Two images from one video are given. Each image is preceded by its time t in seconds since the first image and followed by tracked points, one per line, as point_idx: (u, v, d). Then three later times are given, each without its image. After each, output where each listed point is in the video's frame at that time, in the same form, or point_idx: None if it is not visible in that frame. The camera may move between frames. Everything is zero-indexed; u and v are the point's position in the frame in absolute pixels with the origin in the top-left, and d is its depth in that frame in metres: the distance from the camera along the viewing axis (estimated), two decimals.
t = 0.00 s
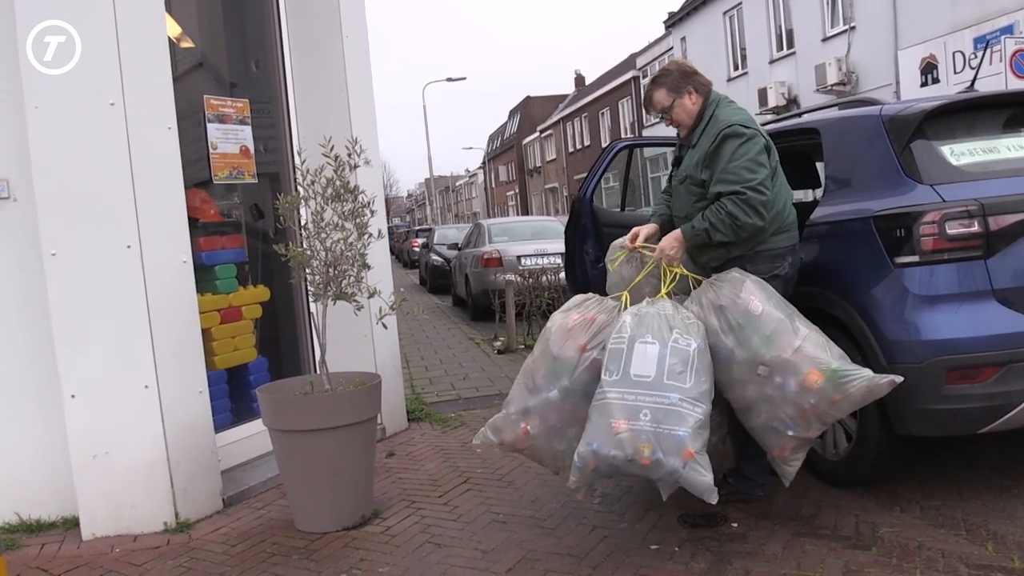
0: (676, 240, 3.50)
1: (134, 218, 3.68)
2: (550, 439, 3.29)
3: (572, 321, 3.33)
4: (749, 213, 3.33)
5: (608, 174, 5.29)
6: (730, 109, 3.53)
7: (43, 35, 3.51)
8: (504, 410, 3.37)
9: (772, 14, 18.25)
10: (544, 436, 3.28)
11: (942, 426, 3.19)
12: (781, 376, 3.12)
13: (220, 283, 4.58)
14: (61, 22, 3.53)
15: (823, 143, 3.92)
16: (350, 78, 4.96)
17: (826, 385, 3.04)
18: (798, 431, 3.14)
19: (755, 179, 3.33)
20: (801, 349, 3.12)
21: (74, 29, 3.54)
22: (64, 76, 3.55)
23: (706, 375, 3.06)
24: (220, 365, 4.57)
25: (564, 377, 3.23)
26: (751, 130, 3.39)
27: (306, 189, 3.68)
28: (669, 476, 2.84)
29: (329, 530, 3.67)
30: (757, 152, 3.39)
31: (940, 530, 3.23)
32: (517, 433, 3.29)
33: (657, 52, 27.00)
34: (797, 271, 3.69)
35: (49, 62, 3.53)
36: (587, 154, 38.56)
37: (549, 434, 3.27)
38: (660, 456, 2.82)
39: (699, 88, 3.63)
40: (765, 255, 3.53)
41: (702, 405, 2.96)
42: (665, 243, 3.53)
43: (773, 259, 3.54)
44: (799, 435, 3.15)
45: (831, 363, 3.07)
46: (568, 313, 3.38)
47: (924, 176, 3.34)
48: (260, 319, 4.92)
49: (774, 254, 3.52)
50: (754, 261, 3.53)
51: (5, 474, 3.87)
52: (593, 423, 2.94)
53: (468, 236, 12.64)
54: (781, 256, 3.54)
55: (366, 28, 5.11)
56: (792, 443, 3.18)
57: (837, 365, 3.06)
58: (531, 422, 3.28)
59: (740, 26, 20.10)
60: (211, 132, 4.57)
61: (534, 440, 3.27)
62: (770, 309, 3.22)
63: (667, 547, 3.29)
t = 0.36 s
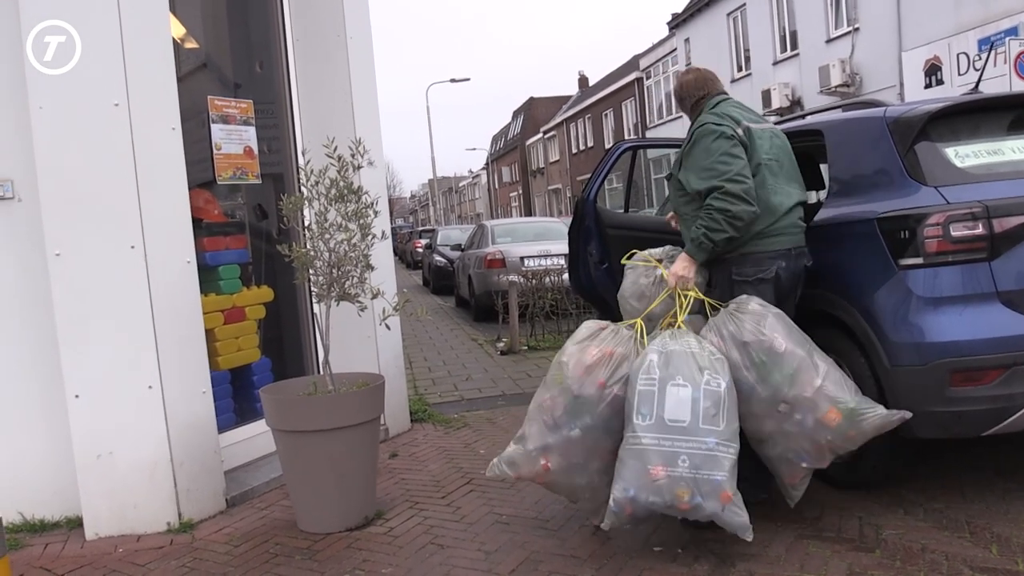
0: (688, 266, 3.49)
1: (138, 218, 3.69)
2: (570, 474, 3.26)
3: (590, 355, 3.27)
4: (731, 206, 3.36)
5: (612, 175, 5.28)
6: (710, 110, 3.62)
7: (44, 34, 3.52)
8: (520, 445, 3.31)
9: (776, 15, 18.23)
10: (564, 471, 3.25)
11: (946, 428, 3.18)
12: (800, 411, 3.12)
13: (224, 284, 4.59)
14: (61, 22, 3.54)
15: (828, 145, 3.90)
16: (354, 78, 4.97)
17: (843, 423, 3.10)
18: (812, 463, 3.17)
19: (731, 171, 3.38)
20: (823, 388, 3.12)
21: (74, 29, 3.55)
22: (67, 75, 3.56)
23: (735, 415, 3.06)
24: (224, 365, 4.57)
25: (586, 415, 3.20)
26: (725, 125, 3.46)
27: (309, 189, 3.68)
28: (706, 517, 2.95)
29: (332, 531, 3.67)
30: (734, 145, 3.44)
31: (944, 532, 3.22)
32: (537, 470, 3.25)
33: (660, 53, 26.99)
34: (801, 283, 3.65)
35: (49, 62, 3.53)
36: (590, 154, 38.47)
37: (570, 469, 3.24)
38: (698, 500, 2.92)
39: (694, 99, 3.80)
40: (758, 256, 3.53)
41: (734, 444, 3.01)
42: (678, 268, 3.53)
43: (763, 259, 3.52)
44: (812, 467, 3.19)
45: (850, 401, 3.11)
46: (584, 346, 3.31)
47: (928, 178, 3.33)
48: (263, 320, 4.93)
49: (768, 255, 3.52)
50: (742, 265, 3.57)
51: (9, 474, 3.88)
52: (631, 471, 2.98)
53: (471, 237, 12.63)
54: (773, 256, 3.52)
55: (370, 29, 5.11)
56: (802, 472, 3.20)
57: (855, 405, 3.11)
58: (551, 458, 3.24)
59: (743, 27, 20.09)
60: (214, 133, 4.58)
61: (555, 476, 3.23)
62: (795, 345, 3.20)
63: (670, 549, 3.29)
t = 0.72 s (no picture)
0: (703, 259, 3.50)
1: (145, 218, 3.70)
2: (590, 465, 3.22)
3: (605, 345, 3.30)
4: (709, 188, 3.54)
5: (618, 176, 5.24)
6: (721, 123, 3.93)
7: (46, 34, 3.54)
8: (538, 439, 3.28)
9: (782, 16, 18.19)
10: (585, 463, 3.22)
11: (953, 430, 3.17)
12: (809, 400, 3.13)
13: (230, 284, 4.60)
14: (63, 22, 3.55)
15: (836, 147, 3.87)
16: (360, 79, 4.98)
17: (851, 414, 3.11)
18: (820, 455, 3.17)
19: (711, 159, 3.61)
20: (831, 378, 3.14)
21: (77, 29, 3.55)
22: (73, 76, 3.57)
23: (746, 394, 3.05)
24: (230, 366, 4.58)
25: (603, 402, 3.20)
26: (717, 125, 3.74)
27: (315, 190, 3.68)
28: (716, 490, 2.84)
29: (337, 531, 3.67)
30: (718, 140, 3.68)
31: (951, 535, 3.21)
32: (555, 462, 3.22)
33: (666, 54, 26.95)
34: (812, 282, 3.61)
35: (52, 64, 3.55)
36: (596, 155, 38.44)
37: (590, 460, 3.22)
38: (709, 470, 2.82)
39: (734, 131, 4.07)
40: (749, 248, 3.61)
41: (745, 421, 2.98)
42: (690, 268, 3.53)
43: (753, 254, 3.60)
44: (819, 459, 3.18)
45: (857, 392, 3.13)
46: (598, 337, 3.34)
47: (936, 180, 3.31)
48: (269, 320, 4.94)
49: (759, 247, 3.58)
50: (737, 260, 3.67)
51: (15, 474, 3.89)
52: (642, 437, 2.91)
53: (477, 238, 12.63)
54: (764, 250, 3.57)
55: (376, 30, 5.12)
56: (810, 465, 3.20)
57: (863, 396, 3.13)
58: (570, 450, 3.22)
59: (750, 27, 20.04)
60: (221, 134, 4.59)
61: (573, 467, 3.20)
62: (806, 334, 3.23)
63: (676, 550, 3.28)
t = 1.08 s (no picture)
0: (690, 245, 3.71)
1: (144, 218, 3.70)
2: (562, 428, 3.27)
3: (590, 320, 3.38)
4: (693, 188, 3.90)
5: (617, 176, 5.23)
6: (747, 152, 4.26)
7: (45, 34, 3.53)
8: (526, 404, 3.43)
9: (781, 16, 18.19)
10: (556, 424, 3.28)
11: (953, 430, 3.17)
12: (771, 362, 3.13)
13: (228, 284, 4.60)
14: (61, 22, 3.54)
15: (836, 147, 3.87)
16: (359, 79, 4.97)
17: (810, 372, 3.06)
18: (783, 419, 3.12)
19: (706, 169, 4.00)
20: (789, 339, 3.15)
21: (76, 29, 3.54)
22: (71, 75, 3.56)
23: (692, 350, 3.08)
24: (228, 365, 4.58)
25: (574, 367, 3.25)
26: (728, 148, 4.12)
27: (314, 190, 3.68)
28: (645, 432, 2.81)
29: (336, 531, 3.67)
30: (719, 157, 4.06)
31: (950, 534, 3.21)
32: (531, 422, 3.34)
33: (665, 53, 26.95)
34: (794, 275, 3.62)
35: (53, 64, 3.54)
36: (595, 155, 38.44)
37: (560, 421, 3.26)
38: (635, 410, 2.81)
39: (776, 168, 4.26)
40: (723, 237, 3.78)
41: (685, 371, 2.98)
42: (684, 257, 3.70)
43: (723, 241, 3.76)
44: (784, 424, 3.13)
45: (816, 352, 3.10)
46: (589, 316, 3.43)
47: (934, 180, 3.31)
48: (268, 320, 4.93)
49: (729, 234, 3.75)
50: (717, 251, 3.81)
51: (14, 474, 3.89)
52: (584, 387, 2.99)
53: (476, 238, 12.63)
54: (733, 237, 3.72)
55: (375, 30, 5.12)
56: (777, 432, 3.15)
57: (821, 354, 3.09)
58: (545, 412, 3.31)
59: (749, 27, 20.03)
60: (219, 133, 4.59)
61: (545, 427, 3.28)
62: (761, 299, 3.28)
63: (675, 550, 3.28)
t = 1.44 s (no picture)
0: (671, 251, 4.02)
1: (142, 219, 3.70)
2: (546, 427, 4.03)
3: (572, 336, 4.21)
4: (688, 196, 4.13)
5: (614, 176, 5.22)
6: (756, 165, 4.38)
7: (45, 35, 3.52)
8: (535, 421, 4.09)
9: (778, 16, 18.22)
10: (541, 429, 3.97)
11: (951, 430, 3.17)
12: (660, 349, 3.55)
13: (226, 285, 4.59)
14: (61, 23, 3.54)
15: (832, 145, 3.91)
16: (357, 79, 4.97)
17: (682, 354, 3.42)
18: (673, 400, 3.50)
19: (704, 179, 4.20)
20: (676, 325, 3.49)
21: (76, 30, 3.54)
22: (71, 76, 3.56)
23: (601, 346, 3.90)
24: (226, 366, 4.57)
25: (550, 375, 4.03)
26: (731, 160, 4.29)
27: (313, 190, 3.67)
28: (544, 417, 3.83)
29: (335, 531, 3.67)
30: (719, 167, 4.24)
31: (948, 534, 3.22)
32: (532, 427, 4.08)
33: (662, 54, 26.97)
34: (772, 267, 3.74)
35: (51, 64, 3.54)
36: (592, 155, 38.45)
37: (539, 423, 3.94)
38: (536, 399, 3.88)
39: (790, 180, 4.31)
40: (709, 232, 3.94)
41: (584, 364, 3.86)
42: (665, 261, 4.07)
43: (706, 234, 3.94)
44: (675, 405, 3.50)
45: (689, 334, 3.43)
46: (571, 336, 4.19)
47: (932, 180, 3.32)
48: (266, 321, 4.93)
49: (713, 228, 3.90)
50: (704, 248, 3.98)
51: (11, 475, 3.89)
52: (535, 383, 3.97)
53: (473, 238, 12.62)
54: (716, 231, 3.88)
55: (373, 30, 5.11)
56: (676, 414, 3.53)
57: (694, 337, 3.41)
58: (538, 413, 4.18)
59: (746, 27, 20.06)
60: (217, 134, 4.58)
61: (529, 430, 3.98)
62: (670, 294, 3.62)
63: (673, 550, 3.29)
